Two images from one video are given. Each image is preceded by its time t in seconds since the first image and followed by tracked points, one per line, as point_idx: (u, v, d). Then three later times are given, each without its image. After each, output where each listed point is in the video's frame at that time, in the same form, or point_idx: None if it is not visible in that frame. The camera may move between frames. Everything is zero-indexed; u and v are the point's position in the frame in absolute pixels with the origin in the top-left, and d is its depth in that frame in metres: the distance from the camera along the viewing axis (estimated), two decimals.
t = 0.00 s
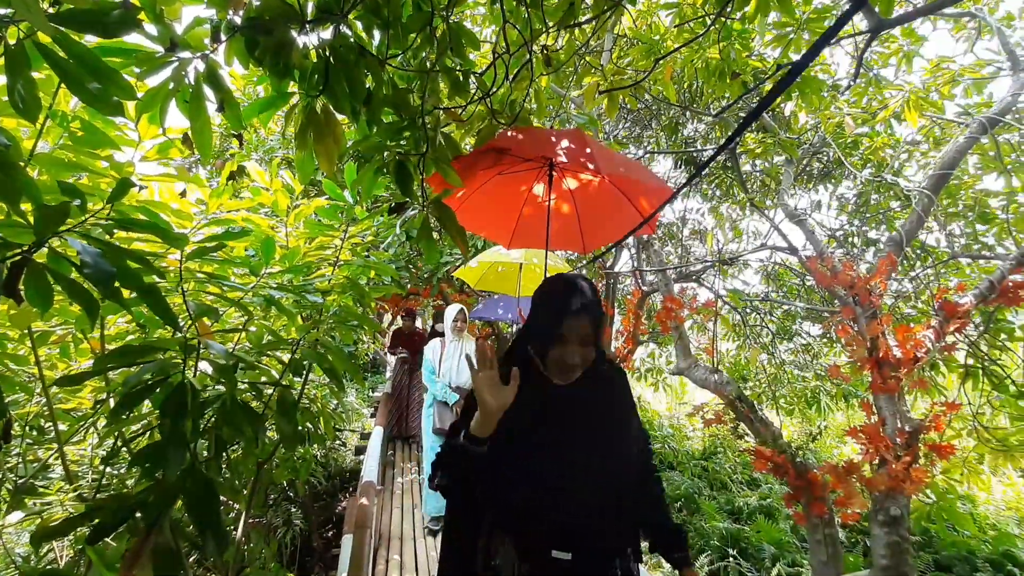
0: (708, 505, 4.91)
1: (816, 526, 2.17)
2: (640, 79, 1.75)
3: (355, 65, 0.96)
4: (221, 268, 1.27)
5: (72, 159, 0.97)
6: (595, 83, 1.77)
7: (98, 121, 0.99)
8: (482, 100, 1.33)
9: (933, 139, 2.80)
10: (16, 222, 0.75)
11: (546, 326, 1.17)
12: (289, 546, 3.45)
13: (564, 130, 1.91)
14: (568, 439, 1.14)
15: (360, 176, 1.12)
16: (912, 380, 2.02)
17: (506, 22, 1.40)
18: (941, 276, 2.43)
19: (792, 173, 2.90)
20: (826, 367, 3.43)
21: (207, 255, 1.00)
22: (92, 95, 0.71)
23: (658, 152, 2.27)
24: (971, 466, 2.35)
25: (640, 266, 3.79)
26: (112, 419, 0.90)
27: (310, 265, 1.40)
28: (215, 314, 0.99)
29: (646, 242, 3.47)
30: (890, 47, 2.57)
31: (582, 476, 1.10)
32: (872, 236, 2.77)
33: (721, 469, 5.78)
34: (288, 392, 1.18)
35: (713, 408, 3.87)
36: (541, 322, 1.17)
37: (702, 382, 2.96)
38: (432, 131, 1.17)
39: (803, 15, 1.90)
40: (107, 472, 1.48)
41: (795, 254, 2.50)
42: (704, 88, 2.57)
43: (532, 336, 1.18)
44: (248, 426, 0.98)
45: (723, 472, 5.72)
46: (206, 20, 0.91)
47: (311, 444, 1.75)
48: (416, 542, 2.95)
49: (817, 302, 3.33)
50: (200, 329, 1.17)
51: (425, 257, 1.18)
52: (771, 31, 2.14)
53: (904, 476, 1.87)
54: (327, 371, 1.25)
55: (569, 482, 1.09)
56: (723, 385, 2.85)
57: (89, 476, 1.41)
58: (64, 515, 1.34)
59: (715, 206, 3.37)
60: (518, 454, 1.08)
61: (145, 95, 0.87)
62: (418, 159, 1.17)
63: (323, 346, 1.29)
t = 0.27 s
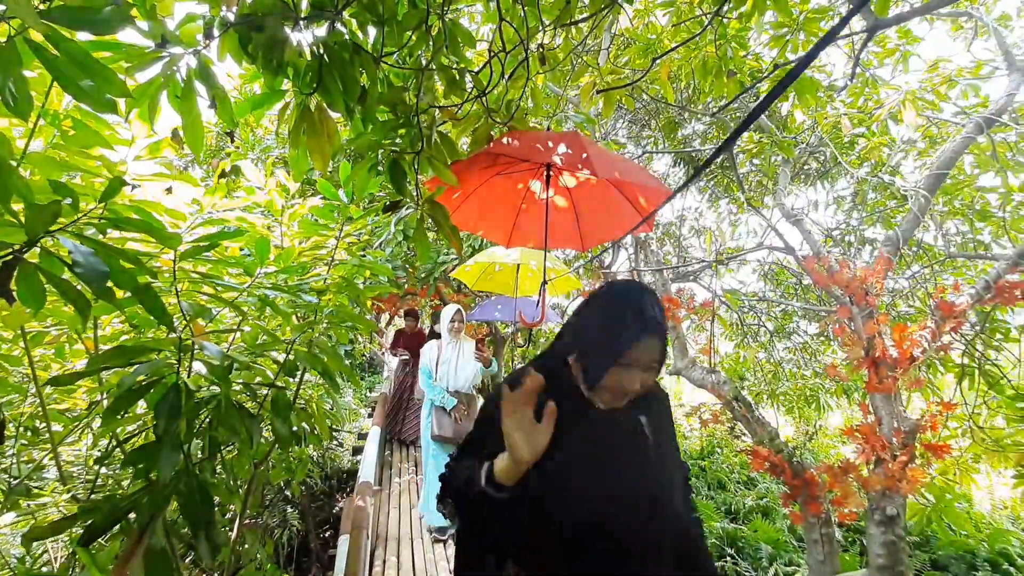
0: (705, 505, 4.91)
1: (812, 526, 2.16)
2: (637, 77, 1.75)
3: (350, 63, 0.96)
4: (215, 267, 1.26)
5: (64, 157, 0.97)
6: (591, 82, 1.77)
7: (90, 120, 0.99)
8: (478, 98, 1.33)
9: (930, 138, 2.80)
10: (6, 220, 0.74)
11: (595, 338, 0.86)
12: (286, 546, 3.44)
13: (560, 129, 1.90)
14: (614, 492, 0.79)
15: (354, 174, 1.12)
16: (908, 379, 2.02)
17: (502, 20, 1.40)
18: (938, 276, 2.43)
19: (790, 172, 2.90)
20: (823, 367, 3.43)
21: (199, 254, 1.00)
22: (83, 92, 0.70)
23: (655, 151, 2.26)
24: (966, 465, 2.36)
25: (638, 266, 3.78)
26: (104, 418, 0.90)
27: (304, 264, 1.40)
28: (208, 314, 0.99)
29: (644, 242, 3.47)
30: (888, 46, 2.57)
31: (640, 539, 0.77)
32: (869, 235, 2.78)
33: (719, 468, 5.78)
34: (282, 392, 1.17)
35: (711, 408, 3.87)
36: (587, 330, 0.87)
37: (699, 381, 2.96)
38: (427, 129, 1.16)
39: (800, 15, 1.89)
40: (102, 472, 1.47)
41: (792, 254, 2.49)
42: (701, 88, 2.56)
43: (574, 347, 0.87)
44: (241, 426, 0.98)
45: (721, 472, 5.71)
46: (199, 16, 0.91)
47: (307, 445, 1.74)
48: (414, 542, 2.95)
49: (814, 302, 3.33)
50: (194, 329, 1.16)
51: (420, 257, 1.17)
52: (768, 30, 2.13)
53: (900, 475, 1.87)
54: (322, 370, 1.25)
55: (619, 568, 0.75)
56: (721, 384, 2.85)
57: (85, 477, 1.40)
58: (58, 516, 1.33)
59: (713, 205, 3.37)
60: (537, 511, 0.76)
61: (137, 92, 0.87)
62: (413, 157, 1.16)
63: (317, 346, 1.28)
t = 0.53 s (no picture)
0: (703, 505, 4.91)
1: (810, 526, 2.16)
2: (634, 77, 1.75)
3: (346, 61, 0.95)
4: (211, 266, 1.26)
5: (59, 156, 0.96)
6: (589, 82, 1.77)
7: (85, 118, 0.98)
8: (475, 97, 1.33)
9: (927, 138, 2.80)
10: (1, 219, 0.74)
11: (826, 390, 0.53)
12: (284, 546, 3.44)
13: (558, 129, 1.90)
14: None
15: (350, 173, 1.11)
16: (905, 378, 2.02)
17: (500, 19, 1.40)
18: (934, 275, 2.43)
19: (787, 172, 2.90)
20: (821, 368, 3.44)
21: (194, 253, 0.99)
22: (78, 90, 0.70)
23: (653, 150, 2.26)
24: (963, 464, 2.37)
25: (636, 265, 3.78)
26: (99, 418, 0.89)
27: (300, 264, 1.39)
28: (204, 313, 0.99)
29: (641, 241, 3.47)
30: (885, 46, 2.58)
31: None
32: (865, 234, 2.78)
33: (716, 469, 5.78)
34: (277, 392, 1.17)
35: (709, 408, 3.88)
36: (808, 370, 0.54)
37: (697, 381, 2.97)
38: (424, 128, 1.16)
39: (798, 15, 1.90)
40: (99, 473, 1.47)
41: (790, 253, 2.49)
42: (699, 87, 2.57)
43: (785, 397, 0.55)
44: (237, 425, 0.97)
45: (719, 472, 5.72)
46: (194, 14, 0.91)
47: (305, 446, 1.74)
48: (412, 542, 2.95)
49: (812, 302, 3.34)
50: (189, 328, 1.16)
51: (417, 256, 1.17)
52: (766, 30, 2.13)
53: (897, 474, 1.88)
54: (319, 370, 1.25)
55: None
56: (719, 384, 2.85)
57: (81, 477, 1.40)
58: (54, 517, 1.32)
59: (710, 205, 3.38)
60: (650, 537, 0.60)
61: (132, 90, 0.86)
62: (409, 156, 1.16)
63: (314, 345, 1.28)
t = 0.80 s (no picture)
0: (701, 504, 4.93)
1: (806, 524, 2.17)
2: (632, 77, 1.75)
3: (344, 60, 0.96)
4: (205, 266, 1.26)
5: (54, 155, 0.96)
6: (586, 82, 1.77)
7: (81, 118, 0.98)
8: (473, 97, 1.33)
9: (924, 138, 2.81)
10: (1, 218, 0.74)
11: None
12: (282, 547, 3.44)
13: (556, 128, 1.90)
14: None
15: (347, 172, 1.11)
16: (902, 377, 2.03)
17: (497, 19, 1.40)
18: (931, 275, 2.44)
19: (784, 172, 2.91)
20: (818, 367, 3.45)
21: (189, 251, 0.99)
22: (77, 88, 0.70)
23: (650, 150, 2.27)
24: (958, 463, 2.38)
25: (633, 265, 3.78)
26: (95, 418, 0.89)
27: (297, 263, 1.39)
28: (200, 312, 0.99)
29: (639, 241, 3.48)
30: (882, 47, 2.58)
31: None
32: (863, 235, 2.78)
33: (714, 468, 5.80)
34: (273, 391, 1.17)
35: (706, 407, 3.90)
36: None
37: (695, 381, 2.98)
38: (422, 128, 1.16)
39: (796, 15, 1.90)
40: (94, 474, 1.46)
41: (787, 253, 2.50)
42: (697, 87, 2.57)
43: (907, 415, 0.46)
44: (234, 424, 0.97)
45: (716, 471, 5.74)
46: (193, 12, 0.90)
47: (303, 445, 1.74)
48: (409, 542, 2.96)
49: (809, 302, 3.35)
50: (185, 327, 1.16)
51: (414, 255, 1.17)
52: (764, 29, 2.14)
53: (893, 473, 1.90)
54: (317, 370, 1.25)
55: None
56: (716, 384, 2.87)
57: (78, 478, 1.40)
58: (50, 518, 1.32)
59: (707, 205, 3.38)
60: None
61: (130, 89, 0.86)
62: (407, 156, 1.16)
63: (310, 344, 1.28)
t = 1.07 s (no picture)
0: (697, 504, 4.93)
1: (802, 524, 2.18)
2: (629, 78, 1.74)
3: (340, 60, 0.95)
4: (196, 265, 1.25)
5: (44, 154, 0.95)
6: (583, 83, 1.77)
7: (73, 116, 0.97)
8: (469, 97, 1.32)
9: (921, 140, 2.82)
10: None
11: None
12: (278, 547, 3.43)
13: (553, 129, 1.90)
14: None
15: (342, 172, 1.11)
16: (897, 378, 2.04)
17: (494, 20, 1.40)
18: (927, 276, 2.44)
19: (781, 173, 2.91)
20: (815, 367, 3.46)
21: (179, 250, 0.98)
22: (73, 88, 0.69)
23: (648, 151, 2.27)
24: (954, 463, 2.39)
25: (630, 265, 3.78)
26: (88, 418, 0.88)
27: (289, 263, 1.39)
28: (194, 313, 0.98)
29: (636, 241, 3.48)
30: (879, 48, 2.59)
31: None
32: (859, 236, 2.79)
33: (711, 468, 5.80)
34: (266, 393, 1.16)
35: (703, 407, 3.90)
36: None
37: (691, 380, 2.99)
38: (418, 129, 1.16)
39: (794, 16, 1.90)
40: (88, 475, 1.46)
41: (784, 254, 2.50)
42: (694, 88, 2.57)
43: None
44: (228, 425, 0.97)
45: (713, 471, 5.74)
46: (188, 12, 0.90)
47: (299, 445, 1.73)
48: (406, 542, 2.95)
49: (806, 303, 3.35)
50: (177, 328, 1.15)
51: (410, 256, 1.16)
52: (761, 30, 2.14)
53: (888, 473, 1.90)
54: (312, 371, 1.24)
55: None
56: (712, 384, 2.87)
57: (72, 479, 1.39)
58: (43, 519, 1.31)
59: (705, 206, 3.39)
60: None
61: (124, 88, 0.85)
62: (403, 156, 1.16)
63: (305, 345, 1.28)
